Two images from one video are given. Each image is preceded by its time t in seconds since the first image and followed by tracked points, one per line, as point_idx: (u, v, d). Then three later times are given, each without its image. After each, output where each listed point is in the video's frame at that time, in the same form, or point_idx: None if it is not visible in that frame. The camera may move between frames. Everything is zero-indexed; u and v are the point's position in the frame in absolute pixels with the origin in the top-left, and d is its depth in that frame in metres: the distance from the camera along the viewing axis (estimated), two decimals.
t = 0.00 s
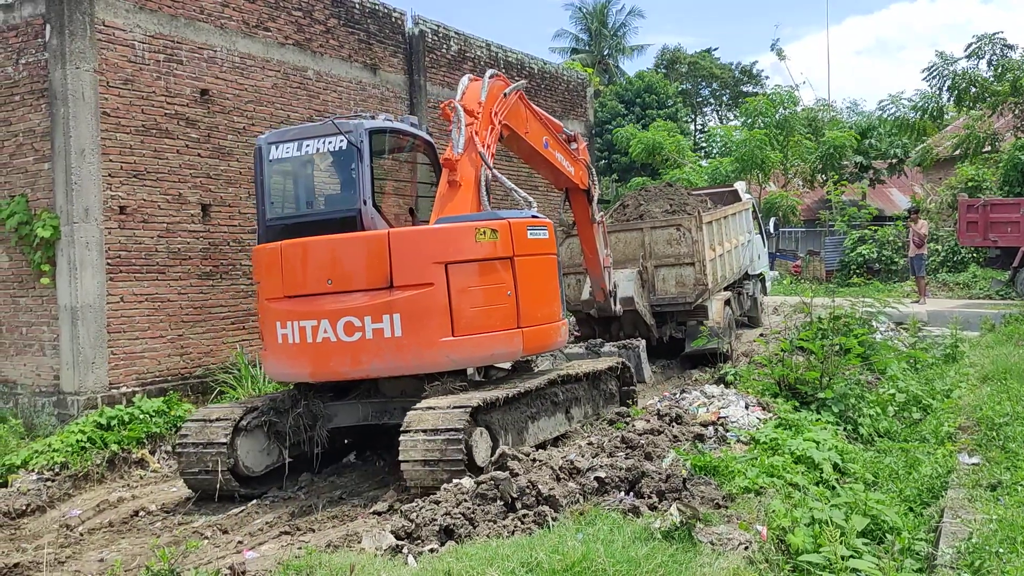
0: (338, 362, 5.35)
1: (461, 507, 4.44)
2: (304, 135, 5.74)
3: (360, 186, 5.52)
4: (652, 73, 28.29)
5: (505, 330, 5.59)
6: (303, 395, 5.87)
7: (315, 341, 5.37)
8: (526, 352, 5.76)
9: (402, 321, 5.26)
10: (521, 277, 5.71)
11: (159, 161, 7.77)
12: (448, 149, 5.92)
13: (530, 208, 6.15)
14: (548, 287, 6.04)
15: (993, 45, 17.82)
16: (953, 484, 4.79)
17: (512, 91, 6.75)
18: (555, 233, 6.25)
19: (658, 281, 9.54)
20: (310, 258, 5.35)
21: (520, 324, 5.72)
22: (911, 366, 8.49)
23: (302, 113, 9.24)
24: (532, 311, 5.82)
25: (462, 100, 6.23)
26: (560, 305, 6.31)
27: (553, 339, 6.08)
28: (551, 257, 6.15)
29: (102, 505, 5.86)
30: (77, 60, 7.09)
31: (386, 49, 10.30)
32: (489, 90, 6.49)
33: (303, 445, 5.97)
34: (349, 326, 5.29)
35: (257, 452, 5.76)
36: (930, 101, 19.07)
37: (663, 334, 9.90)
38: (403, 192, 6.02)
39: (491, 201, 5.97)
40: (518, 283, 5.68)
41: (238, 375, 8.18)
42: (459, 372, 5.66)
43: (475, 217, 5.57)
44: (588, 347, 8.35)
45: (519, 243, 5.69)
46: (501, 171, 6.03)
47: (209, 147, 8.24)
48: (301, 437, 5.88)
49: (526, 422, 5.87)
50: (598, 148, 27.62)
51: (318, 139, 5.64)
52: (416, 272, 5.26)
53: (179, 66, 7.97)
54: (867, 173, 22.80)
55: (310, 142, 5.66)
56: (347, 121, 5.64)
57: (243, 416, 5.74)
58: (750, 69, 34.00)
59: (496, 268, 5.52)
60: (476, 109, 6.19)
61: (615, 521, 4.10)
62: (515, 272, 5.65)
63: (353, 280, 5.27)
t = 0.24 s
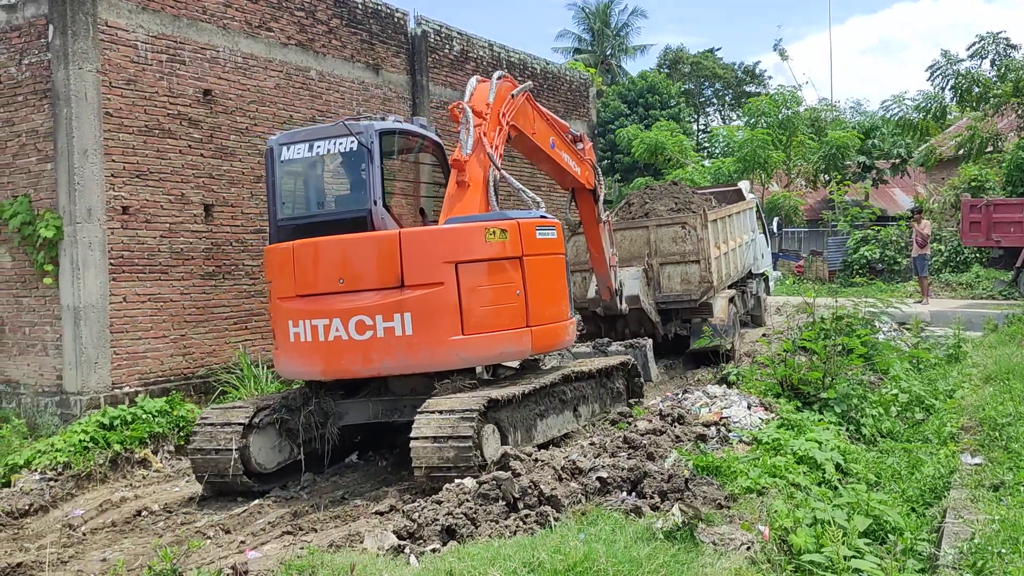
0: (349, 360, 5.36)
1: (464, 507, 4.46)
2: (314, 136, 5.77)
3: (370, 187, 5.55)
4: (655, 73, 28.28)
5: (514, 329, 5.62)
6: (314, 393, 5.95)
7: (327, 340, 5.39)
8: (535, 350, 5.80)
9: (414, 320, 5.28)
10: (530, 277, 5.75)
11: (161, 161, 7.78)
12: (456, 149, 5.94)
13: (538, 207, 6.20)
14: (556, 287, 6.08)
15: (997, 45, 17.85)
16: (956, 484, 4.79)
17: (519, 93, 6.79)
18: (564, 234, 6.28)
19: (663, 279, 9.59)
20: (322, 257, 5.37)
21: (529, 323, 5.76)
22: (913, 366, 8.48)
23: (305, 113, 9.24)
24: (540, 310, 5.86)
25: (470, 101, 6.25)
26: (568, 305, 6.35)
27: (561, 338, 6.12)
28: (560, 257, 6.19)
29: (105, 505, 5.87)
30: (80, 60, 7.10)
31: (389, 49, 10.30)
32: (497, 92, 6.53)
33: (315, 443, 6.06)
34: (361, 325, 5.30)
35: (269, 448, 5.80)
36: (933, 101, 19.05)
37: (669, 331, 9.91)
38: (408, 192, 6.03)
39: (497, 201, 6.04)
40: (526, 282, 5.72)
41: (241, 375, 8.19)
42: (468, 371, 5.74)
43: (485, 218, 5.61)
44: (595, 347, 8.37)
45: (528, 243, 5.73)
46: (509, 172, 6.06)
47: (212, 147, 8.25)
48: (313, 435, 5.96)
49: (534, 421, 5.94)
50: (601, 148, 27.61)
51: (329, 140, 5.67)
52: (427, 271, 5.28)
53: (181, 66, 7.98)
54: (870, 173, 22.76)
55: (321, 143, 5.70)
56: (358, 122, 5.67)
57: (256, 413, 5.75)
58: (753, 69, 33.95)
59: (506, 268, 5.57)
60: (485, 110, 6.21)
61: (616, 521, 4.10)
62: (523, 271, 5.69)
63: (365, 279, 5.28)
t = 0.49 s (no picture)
0: (362, 357, 5.44)
1: (465, 507, 4.47)
2: (326, 136, 5.83)
3: (381, 187, 5.61)
4: (656, 73, 28.25)
5: (524, 327, 5.71)
6: (326, 390, 6.10)
7: (340, 337, 5.47)
8: (544, 348, 5.89)
9: (426, 318, 5.37)
10: (539, 276, 5.84)
11: (163, 160, 7.78)
12: (466, 149, 5.95)
13: (546, 207, 6.27)
14: (565, 285, 6.16)
15: (1000, 44, 17.78)
16: (957, 484, 4.79)
17: (528, 95, 6.84)
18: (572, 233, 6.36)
19: (668, 276, 9.63)
20: (336, 255, 5.44)
21: (538, 321, 5.84)
22: (915, 366, 8.46)
23: (307, 113, 9.24)
24: (549, 309, 5.95)
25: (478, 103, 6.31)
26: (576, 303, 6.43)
27: (569, 336, 6.21)
28: (568, 255, 6.27)
29: (107, 504, 5.88)
30: (83, 60, 7.11)
31: (391, 48, 10.30)
32: (505, 93, 6.58)
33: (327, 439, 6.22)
34: (374, 323, 5.38)
35: (283, 444, 5.96)
36: (936, 101, 19.02)
37: (674, 327, 9.89)
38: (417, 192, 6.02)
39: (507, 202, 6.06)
40: (536, 281, 5.81)
41: (243, 374, 8.20)
42: (478, 368, 5.84)
43: (495, 217, 5.68)
44: (601, 344, 8.34)
45: (537, 242, 5.81)
46: (518, 172, 6.08)
47: (214, 147, 8.25)
48: (325, 431, 6.11)
49: (545, 417, 6.04)
50: (603, 147, 27.59)
51: (340, 141, 5.73)
52: (440, 270, 5.36)
53: (183, 66, 7.98)
54: (872, 173, 22.72)
55: (333, 144, 5.76)
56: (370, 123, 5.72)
57: (270, 409, 5.89)
58: (755, 69, 33.92)
59: (516, 267, 5.65)
60: (493, 110, 6.29)
61: (618, 521, 4.10)
62: (533, 270, 5.78)
63: (378, 277, 5.36)
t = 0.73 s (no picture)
0: (375, 354, 5.54)
1: (466, 506, 4.47)
2: (338, 136, 5.91)
3: (393, 186, 5.70)
4: (658, 72, 28.24)
5: (535, 324, 5.80)
6: (339, 386, 6.21)
7: (353, 333, 5.56)
8: (555, 346, 5.97)
9: (439, 315, 5.46)
10: (550, 274, 5.91)
11: (164, 160, 7.79)
12: (477, 149, 6.01)
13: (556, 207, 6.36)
14: (575, 284, 6.24)
15: (1001, 43, 17.75)
16: (959, 483, 4.79)
17: (537, 97, 6.86)
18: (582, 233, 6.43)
19: (674, 273, 9.75)
20: (349, 253, 5.54)
21: (549, 318, 5.93)
22: (917, 365, 8.45)
23: (308, 113, 9.25)
24: (560, 306, 6.04)
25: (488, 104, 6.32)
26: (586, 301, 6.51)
27: (579, 334, 6.29)
28: (578, 254, 6.34)
29: (108, 503, 5.88)
30: (83, 59, 7.11)
31: (392, 47, 10.29)
32: (515, 95, 6.59)
33: (339, 435, 6.32)
34: (387, 320, 5.48)
35: (296, 439, 6.08)
36: (937, 100, 19.00)
37: (679, 324, 10.04)
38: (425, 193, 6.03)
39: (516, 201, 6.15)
40: (546, 279, 5.88)
41: (244, 373, 8.22)
42: (489, 364, 5.98)
43: (506, 216, 5.76)
44: (610, 343, 8.35)
45: (548, 241, 5.89)
46: (527, 173, 6.16)
47: (215, 146, 8.26)
48: (337, 427, 6.21)
49: (555, 413, 6.16)
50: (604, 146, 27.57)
51: (353, 141, 5.82)
52: (452, 268, 5.46)
53: (184, 65, 7.99)
54: (874, 172, 22.69)
55: (346, 144, 5.85)
56: (382, 123, 5.82)
57: (283, 405, 6.00)
58: (757, 68, 33.87)
59: (527, 265, 5.73)
60: (504, 112, 6.31)
61: (618, 521, 4.09)
62: (543, 268, 5.86)
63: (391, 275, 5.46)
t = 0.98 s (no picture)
0: (388, 351, 5.67)
1: (465, 506, 4.48)
2: (353, 139, 6.06)
3: (406, 187, 5.87)
4: (658, 72, 28.24)
5: (545, 322, 5.88)
6: (352, 383, 6.36)
7: (367, 331, 5.69)
8: (565, 343, 6.05)
9: (450, 313, 5.58)
10: (560, 273, 5.98)
11: (165, 161, 7.79)
12: (485, 152, 6.05)
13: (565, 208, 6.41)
14: (585, 283, 6.30)
15: (1001, 44, 17.75)
16: (958, 483, 4.80)
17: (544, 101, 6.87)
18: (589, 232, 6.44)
19: (679, 273, 9.77)
20: (362, 253, 5.67)
21: (559, 316, 6.00)
22: (917, 366, 8.46)
23: (308, 113, 9.25)
24: (570, 305, 6.11)
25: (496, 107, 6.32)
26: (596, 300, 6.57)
27: (589, 332, 6.36)
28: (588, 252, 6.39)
29: (108, 503, 5.88)
30: (83, 60, 7.11)
31: (392, 48, 10.29)
32: (524, 99, 6.62)
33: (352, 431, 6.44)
34: (400, 318, 5.62)
35: (310, 435, 6.18)
36: (936, 101, 19.01)
37: (682, 323, 10.01)
38: (432, 194, 6.12)
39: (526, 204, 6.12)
40: (557, 277, 5.95)
41: (244, 373, 8.23)
42: (500, 361, 6.10)
43: (516, 216, 5.83)
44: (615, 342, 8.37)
45: (558, 241, 5.95)
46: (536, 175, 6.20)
47: (215, 147, 8.26)
48: (351, 423, 6.35)
49: (566, 409, 6.27)
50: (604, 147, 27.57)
51: (366, 144, 5.97)
52: (463, 268, 5.57)
53: (184, 65, 7.99)
54: (874, 172, 22.69)
55: (359, 146, 6.00)
56: (394, 127, 5.98)
57: (299, 402, 6.09)
58: (757, 68, 33.90)
59: (537, 264, 5.80)
60: (513, 115, 6.31)
61: (618, 521, 4.10)
62: (554, 267, 5.93)
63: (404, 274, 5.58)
